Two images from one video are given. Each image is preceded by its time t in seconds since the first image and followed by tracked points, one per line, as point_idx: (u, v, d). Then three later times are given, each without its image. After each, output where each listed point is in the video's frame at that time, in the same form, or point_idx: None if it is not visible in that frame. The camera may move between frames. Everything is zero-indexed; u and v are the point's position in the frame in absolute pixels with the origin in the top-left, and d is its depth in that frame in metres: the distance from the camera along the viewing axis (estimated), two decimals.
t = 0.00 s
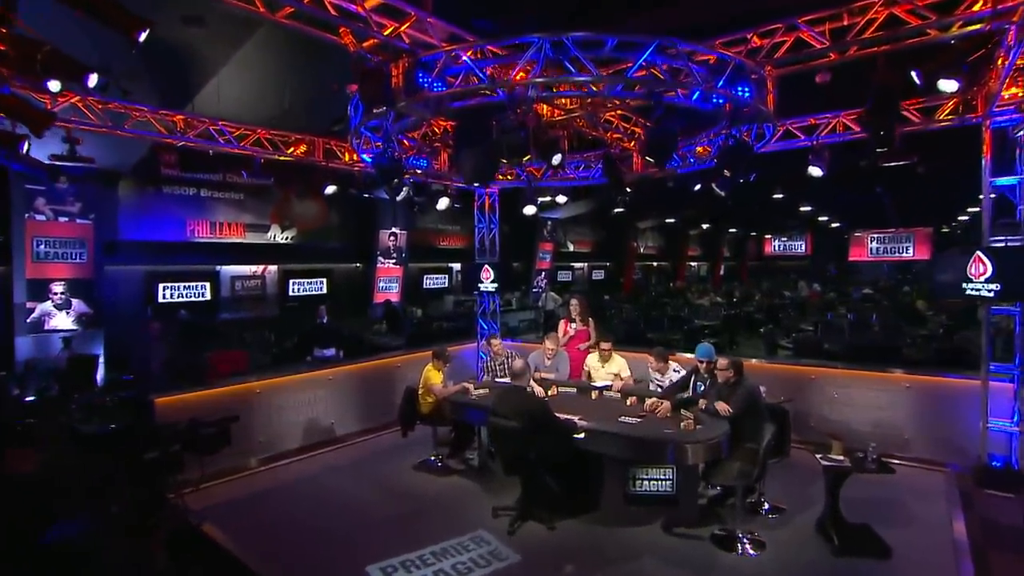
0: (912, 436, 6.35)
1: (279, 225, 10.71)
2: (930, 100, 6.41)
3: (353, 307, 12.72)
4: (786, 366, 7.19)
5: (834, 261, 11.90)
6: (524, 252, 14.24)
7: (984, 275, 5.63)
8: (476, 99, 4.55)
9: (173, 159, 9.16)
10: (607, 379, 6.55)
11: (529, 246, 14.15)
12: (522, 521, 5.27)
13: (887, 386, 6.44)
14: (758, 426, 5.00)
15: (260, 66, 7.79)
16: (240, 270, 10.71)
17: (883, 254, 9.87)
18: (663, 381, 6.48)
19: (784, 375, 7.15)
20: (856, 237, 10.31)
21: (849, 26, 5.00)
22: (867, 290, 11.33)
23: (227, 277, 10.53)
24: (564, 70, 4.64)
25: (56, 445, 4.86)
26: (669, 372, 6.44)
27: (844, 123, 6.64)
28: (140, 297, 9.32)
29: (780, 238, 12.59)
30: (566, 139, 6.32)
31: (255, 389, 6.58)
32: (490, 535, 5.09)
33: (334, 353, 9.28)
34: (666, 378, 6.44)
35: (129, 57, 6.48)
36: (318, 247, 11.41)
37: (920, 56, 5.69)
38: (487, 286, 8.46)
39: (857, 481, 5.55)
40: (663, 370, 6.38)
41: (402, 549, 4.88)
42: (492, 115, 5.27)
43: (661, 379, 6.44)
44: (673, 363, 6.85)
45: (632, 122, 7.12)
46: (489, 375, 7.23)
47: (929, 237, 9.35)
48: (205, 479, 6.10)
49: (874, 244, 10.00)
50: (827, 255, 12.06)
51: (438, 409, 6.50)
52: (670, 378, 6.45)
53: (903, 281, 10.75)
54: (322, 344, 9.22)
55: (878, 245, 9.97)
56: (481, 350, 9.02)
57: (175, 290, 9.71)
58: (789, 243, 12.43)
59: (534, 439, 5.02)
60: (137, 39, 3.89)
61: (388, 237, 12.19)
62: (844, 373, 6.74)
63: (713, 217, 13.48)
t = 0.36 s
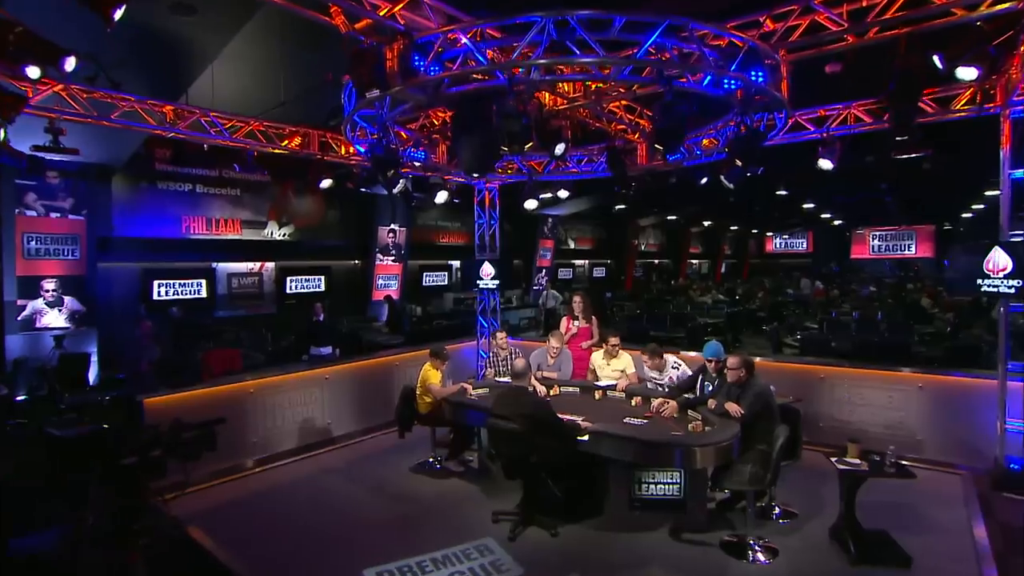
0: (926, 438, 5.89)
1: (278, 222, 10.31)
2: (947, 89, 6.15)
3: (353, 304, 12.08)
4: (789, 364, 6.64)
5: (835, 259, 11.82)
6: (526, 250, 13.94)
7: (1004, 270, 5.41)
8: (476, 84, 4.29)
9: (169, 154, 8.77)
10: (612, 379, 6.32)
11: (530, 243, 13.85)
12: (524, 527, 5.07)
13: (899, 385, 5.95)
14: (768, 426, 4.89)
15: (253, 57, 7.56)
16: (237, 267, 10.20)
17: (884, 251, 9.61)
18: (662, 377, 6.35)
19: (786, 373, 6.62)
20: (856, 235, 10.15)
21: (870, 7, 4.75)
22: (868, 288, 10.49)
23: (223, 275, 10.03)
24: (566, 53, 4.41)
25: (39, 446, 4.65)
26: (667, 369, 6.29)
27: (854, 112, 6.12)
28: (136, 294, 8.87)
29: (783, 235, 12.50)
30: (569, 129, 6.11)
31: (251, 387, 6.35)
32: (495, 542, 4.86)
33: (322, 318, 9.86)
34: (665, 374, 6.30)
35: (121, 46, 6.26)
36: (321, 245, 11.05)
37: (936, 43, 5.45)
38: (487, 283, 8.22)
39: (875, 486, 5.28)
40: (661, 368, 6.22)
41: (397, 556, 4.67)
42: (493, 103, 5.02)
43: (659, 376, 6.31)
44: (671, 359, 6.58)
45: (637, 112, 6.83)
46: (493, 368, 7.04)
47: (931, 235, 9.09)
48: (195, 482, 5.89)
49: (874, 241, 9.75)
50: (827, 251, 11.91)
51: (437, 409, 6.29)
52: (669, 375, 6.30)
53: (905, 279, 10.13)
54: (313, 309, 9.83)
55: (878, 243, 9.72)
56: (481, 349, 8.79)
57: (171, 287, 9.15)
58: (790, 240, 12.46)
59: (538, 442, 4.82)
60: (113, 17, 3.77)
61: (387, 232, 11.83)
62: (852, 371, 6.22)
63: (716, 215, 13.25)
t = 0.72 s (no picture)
0: (944, 437, 5.61)
1: (273, 214, 9.82)
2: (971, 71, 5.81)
3: (350, 299, 11.68)
4: (800, 360, 6.36)
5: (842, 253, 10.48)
6: (527, 242, 13.61)
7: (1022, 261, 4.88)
8: (477, 59, 4.01)
9: (160, 144, 8.29)
10: (617, 375, 6.08)
11: (530, 235, 13.55)
12: (527, 530, 4.84)
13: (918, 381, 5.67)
14: (785, 426, 4.66)
15: (245, 42, 7.29)
16: (232, 260, 9.76)
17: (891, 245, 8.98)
18: (668, 337, 6.04)
19: (799, 370, 6.34)
20: (858, 228, 9.24)
21: None
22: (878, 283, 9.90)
23: (218, 267, 9.59)
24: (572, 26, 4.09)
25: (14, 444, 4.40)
26: (674, 328, 5.98)
27: (873, 99, 5.76)
28: (127, 289, 8.53)
29: (785, 229, 10.80)
30: (574, 114, 5.88)
31: (243, 384, 6.10)
32: (497, 548, 4.61)
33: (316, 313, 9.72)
34: (671, 334, 5.98)
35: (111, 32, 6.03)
36: (317, 237, 10.62)
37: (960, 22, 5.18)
38: (487, 276, 7.97)
39: (897, 488, 5.04)
40: (666, 324, 5.95)
41: (393, 560, 4.45)
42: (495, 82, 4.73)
43: (664, 334, 6.04)
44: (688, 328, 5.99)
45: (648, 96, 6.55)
46: (490, 367, 6.77)
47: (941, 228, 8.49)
48: (187, 482, 5.68)
49: (880, 234, 8.99)
50: (834, 244, 10.46)
51: (436, 408, 6.06)
52: (675, 336, 5.97)
53: (914, 274, 9.40)
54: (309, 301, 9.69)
55: (884, 237, 8.98)
56: (482, 343, 8.58)
57: (162, 281, 8.82)
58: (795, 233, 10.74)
59: (542, 441, 4.61)
60: None
61: (385, 225, 11.51)
62: (867, 367, 5.94)
63: (718, 209, 12.96)
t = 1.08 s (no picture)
0: (965, 433, 5.34)
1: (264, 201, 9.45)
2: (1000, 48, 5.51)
3: (344, 288, 11.42)
4: (813, 353, 6.10)
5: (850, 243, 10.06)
6: (526, 230, 13.30)
7: None
8: (476, 27, 3.70)
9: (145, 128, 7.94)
10: (624, 369, 5.82)
11: (530, 224, 13.24)
12: (530, 532, 4.58)
13: (938, 375, 5.41)
14: (802, 422, 4.41)
15: (232, 19, 6.94)
16: (222, 249, 9.44)
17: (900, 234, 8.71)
18: (679, 323, 5.79)
19: (812, 364, 6.08)
20: (866, 217, 8.96)
21: None
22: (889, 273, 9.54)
23: (207, 257, 9.26)
24: None
25: None
26: (686, 314, 5.72)
27: (894, 78, 5.51)
28: (112, 278, 8.17)
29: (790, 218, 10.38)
30: (578, 91, 5.68)
31: (232, 378, 5.80)
32: (496, 551, 4.36)
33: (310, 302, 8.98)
34: (681, 320, 5.73)
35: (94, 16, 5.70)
36: (310, 225, 10.24)
37: None
38: (486, 265, 7.71)
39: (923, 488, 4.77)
40: (679, 308, 5.70)
41: (387, 564, 4.22)
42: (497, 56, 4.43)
43: (675, 319, 5.80)
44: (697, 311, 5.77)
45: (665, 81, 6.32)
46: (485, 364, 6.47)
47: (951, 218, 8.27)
48: (176, 480, 5.45)
49: (889, 224, 8.73)
50: (841, 232, 10.03)
51: (434, 402, 5.80)
52: (685, 322, 5.71)
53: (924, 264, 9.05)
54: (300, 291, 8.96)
55: (893, 227, 8.73)
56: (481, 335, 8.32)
57: (150, 271, 8.42)
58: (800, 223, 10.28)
59: (545, 440, 4.35)
60: None
61: (380, 213, 11.15)
62: (884, 360, 5.69)
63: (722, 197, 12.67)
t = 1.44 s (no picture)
0: (983, 425, 5.14)
1: (253, 184, 9.11)
2: None
3: (336, 275, 11.09)
4: (826, 342, 5.89)
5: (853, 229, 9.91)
6: (523, 215, 13.00)
7: None
8: None
9: (124, 108, 7.47)
10: (628, 357, 5.60)
11: (528, 208, 12.94)
12: (533, 530, 4.36)
13: (955, 366, 5.19)
14: (819, 414, 4.19)
15: None
16: (208, 235, 9.12)
17: (905, 221, 8.55)
18: (683, 310, 5.48)
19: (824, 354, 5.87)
20: (869, 203, 8.85)
21: None
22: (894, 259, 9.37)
23: (193, 242, 8.96)
24: None
25: None
26: (689, 300, 5.41)
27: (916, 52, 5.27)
28: (92, 265, 7.80)
29: (793, 203, 10.24)
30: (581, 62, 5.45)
31: (216, 368, 5.54)
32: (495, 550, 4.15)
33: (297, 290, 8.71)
34: (684, 307, 5.44)
35: None
36: (299, 209, 9.92)
37: None
38: (484, 251, 7.41)
39: (945, 485, 4.55)
40: (682, 294, 5.42)
41: (381, 563, 4.00)
42: (496, 21, 4.11)
43: (679, 306, 5.51)
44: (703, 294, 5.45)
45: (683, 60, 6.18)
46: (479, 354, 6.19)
47: (957, 203, 8.10)
48: (160, 474, 5.21)
49: (893, 209, 8.60)
50: (843, 219, 9.75)
51: (430, 393, 5.55)
52: (688, 308, 5.40)
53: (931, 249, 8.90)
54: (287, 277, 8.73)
55: (898, 212, 8.58)
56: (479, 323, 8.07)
57: (133, 257, 8.16)
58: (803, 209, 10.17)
59: (547, 433, 4.12)
60: None
61: (373, 197, 10.88)
62: (900, 350, 5.47)
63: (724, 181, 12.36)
